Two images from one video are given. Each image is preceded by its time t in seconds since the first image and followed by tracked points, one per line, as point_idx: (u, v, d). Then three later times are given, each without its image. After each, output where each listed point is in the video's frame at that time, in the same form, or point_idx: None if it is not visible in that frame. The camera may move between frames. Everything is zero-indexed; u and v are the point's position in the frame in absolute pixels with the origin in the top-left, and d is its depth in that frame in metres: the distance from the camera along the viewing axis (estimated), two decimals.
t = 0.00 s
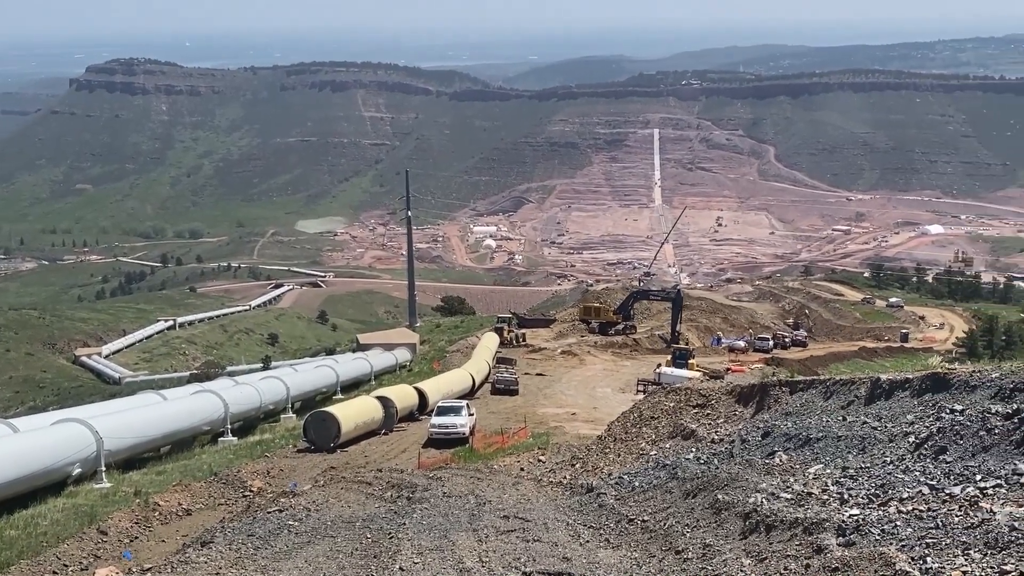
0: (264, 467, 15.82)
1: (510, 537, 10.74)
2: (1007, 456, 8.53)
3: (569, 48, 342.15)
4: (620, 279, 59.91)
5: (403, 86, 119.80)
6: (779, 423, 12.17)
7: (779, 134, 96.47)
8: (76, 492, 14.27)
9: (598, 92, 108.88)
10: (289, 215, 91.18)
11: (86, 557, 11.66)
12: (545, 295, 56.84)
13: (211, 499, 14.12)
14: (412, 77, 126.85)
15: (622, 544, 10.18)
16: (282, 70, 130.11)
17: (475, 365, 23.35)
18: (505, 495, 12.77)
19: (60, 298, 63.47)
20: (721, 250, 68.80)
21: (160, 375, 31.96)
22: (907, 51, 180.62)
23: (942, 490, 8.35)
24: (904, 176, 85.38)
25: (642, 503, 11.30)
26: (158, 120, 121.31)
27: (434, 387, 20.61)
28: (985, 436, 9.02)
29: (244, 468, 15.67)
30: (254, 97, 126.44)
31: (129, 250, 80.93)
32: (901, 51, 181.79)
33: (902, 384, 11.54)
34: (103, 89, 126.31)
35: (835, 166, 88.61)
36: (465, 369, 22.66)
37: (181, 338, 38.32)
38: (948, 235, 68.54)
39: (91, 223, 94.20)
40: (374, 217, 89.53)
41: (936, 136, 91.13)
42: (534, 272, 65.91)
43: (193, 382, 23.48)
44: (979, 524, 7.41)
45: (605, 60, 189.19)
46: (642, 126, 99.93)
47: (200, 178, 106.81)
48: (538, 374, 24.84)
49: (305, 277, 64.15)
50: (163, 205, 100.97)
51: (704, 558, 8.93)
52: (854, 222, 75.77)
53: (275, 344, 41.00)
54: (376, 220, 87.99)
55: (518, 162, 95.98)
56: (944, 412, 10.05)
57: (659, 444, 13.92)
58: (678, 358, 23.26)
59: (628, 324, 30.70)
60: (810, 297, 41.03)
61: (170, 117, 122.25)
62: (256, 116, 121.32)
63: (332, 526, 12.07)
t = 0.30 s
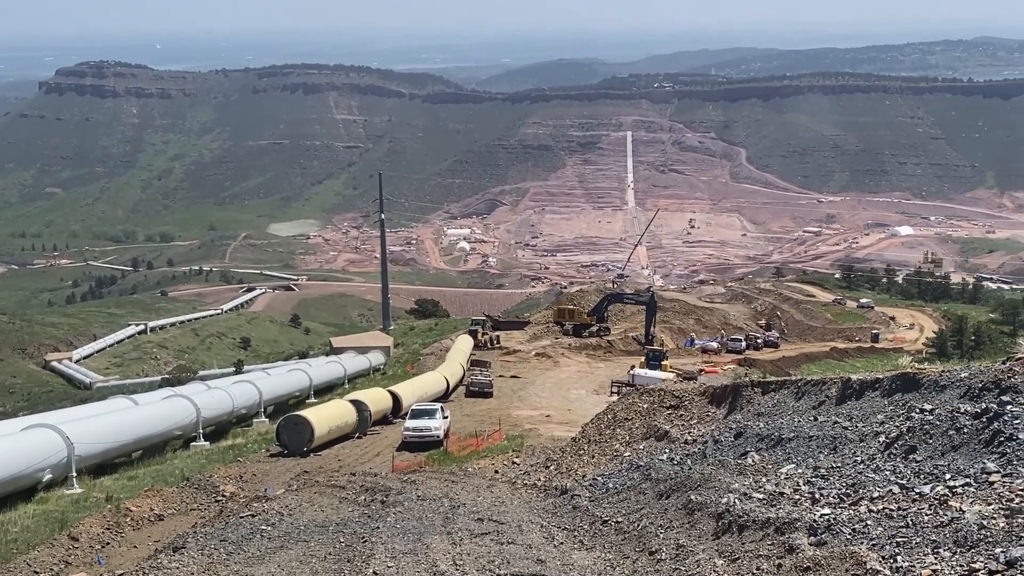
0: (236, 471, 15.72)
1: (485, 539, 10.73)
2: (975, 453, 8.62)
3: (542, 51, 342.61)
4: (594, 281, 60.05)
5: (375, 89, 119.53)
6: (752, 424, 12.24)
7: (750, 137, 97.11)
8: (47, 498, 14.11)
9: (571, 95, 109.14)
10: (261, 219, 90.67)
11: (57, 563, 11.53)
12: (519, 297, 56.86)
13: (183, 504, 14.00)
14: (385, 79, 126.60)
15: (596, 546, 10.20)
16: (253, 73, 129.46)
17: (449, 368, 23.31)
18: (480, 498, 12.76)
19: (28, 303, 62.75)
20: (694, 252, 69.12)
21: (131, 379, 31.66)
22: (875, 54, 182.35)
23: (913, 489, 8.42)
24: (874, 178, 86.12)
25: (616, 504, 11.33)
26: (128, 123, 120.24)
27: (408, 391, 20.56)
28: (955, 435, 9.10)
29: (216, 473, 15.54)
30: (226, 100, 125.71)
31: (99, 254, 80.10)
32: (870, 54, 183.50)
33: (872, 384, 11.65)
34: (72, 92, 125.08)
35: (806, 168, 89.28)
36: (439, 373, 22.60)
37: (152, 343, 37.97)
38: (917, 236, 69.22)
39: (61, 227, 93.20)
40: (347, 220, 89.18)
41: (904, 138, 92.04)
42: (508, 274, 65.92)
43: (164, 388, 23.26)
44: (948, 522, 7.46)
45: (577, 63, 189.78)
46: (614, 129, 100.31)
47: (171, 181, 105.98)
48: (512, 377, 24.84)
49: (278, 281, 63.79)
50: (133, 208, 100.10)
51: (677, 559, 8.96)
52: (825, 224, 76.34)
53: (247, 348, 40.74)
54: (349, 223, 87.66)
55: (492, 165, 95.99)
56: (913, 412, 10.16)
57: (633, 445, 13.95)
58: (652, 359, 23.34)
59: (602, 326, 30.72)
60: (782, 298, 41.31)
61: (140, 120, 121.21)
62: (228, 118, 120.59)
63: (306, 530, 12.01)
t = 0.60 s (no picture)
0: (208, 477, 15.58)
1: (458, 544, 10.68)
2: (945, 453, 8.66)
3: (515, 54, 342.93)
4: (567, 284, 60.13)
5: (348, 92, 119.13)
6: (725, 425, 12.29)
7: (721, 140, 97.70)
8: (15, 505, 13.92)
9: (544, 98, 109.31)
10: (233, 223, 90.12)
11: (26, 572, 11.37)
12: (493, 301, 56.84)
13: (155, 511, 13.85)
14: (357, 83, 126.22)
15: (569, 549, 10.18)
16: (225, 76, 128.72)
17: (422, 372, 23.25)
18: (453, 502, 12.71)
19: None
20: (667, 255, 69.40)
21: (101, 385, 31.33)
22: (845, 58, 183.83)
23: (883, 490, 8.48)
24: (844, 181, 86.78)
25: (589, 507, 11.32)
26: (98, 127, 119.17)
27: (381, 395, 20.48)
28: (924, 435, 9.16)
29: (188, 478, 15.40)
30: (196, 104, 124.87)
31: (68, 260, 79.29)
32: (840, 57, 184.95)
33: (844, 385, 11.70)
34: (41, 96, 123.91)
35: (777, 171, 89.85)
36: (412, 376, 22.49)
37: (123, 348, 37.61)
38: (887, 238, 69.82)
39: (29, 232, 92.22)
40: (320, 223, 88.78)
41: (874, 141, 92.85)
42: (481, 277, 65.90)
43: (133, 393, 23.01)
44: (919, 523, 7.49)
45: (550, 66, 190.15)
46: (587, 132, 100.61)
47: (141, 186, 105.15)
48: (486, 380, 24.77)
49: (250, 285, 63.44)
50: (103, 212, 99.19)
51: (650, 561, 8.96)
52: (796, 226, 76.83)
53: (218, 353, 40.46)
54: (321, 227, 87.27)
55: (465, 168, 95.91)
56: (884, 413, 10.21)
57: (606, 448, 13.96)
58: (625, 363, 23.38)
59: (575, 329, 30.69)
60: (754, 300, 41.53)
61: (110, 123, 120.16)
62: (199, 122, 119.81)
63: (278, 536, 11.92)
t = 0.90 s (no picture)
0: (180, 483, 15.42)
1: (433, 548, 10.63)
2: (918, 454, 8.72)
3: (489, 58, 343.52)
4: (541, 287, 60.21)
5: (320, 95, 118.70)
6: (698, 428, 12.31)
7: (694, 143, 98.24)
8: None
9: (518, 102, 109.45)
10: (205, 227, 89.54)
11: None
12: (467, 304, 56.78)
13: (126, 517, 13.70)
14: (330, 86, 125.79)
15: (544, 553, 10.15)
16: (196, 80, 127.95)
17: (397, 376, 23.15)
18: (428, 507, 12.65)
19: None
20: (641, 258, 69.65)
21: (72, 391, 30.98)
22: (816, 62, 185.42)
23: (855, 491, 8.52)
24: (816, 184, 87.44)
25: (564, 511, 11.31)
26: (68, 131, 118.05)
27: (355, 399, 20.38)
28: (896, 437, 9.22)
29: (160, 484, 15.24)
30: (168, 108, 123.99)
31: (38, 265, 78.44)
32: (811, 62, 186.53)
33: (815, 388, 11.77)
34: (9, 100, 122.63)
35: (749, 174, 90.38)
36: (386, 381, 22.39)
37: (94, 354, 37.23)
38: (858, 241, 70.42)
39: None
40: (293, 228, 88.36)
41: (844, 144, 93.60)
42: (455, 281, 65.85)
43: (104, 399, 22.75)
44: (891, 524, 7.54)
45: (524, 70, 190.59)
46: (561, 135, 100.88)
47: (112, 190, 104.22)
48: (460, 384, 24.71)
49: (222, 289, 63.03)
50: (73, 217, 98.22)
51: (625, 563, 8.97)
52: (768, 229, 77.33)
53: (190, 359, 40.17)
54: (294, 231, 86.87)
55: (439, 172, 95.82)
56: (857, 415, 10.26)
57: (581, 451, 13.96)
58: (599, 366, 23.42)
59: (550, 333, 30.71)
60: (727, 303, 41.73)
61: (80, 127, 119.06)
62: (170, 125, 118.97)
63: (251, 542, 11.82)
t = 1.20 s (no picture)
0: (155, 489, 15.28)
1: (410, 553, 10.59)
2: (893, 456, 8.76)
3: (466, 61, 343.66)
4: (518, 291, 60.19)
5: (296, 99, 118.23)
6: (675, 432, 12.33)
7: (670, 147, 98.62)
8: None
9: (494, 106, 109.51)
10: (180, 231, 88.96)
11: None
12: (444, 308, 56.69)
13: (101, 523, 13.55)
14: (305, 90, 125.36)
15: (521, 557, 10.12)
16: (171, 83, 127.24)
17: (374, 381, 23.06)
18: (405, 512, 12.61)
19: None
20: (618, 261, 69.82)
21: (45, 397, 30.64)
22: (791, 66, 186.62)
23: (831, 493, 8.55)
24: (790, 187, 87.95)
25: (541, 514, 11.29)
26: (41, 134, 117.00)
27: (331, 404, 20.30)
28: (871, 439, 9.27)
29: (134, 491, 15.09)
30: (142, 112, 123.12)
31: (10, 270, 77.65)
32: (786, 66, 187.68)
33: (791, 390, 11.83)
34: None
35: (725, 178, 90.73)
36: (363, 386, 22.29)
37: (67, 359, 36.84)
38: (833, 244, 70.91)
39: None
40: (268, 231, 87.93)
41: (818, 148, 94.17)
42: (432, 285, 65.74)
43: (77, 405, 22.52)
44: (867, 525, 7.57)
45: (501, 74, 190.70)
46: (537, 139, 101.03)
47: (86, 194, 103.35)
48: (437, 389, 24.65)
49: (197, 294, 62.60)
50: (46, 221, 97.29)
51: (603, 567, 8.96)
52: (744, 232, 77.73)
53: (165, 363, 39.88)
54: (270, 235, 86.45)
55: (416, 175, 95.66)
56: (832, 417, 10.32)
57: (558, 455, 13.95)
58: (576, 369, 23.46)
59: (527, 336, 30.73)
60: (703, 306, 41.91)
61: (54, 131, 118.03)
62: (145, 129, 118.14)
63: (227, 548, 11.72)
